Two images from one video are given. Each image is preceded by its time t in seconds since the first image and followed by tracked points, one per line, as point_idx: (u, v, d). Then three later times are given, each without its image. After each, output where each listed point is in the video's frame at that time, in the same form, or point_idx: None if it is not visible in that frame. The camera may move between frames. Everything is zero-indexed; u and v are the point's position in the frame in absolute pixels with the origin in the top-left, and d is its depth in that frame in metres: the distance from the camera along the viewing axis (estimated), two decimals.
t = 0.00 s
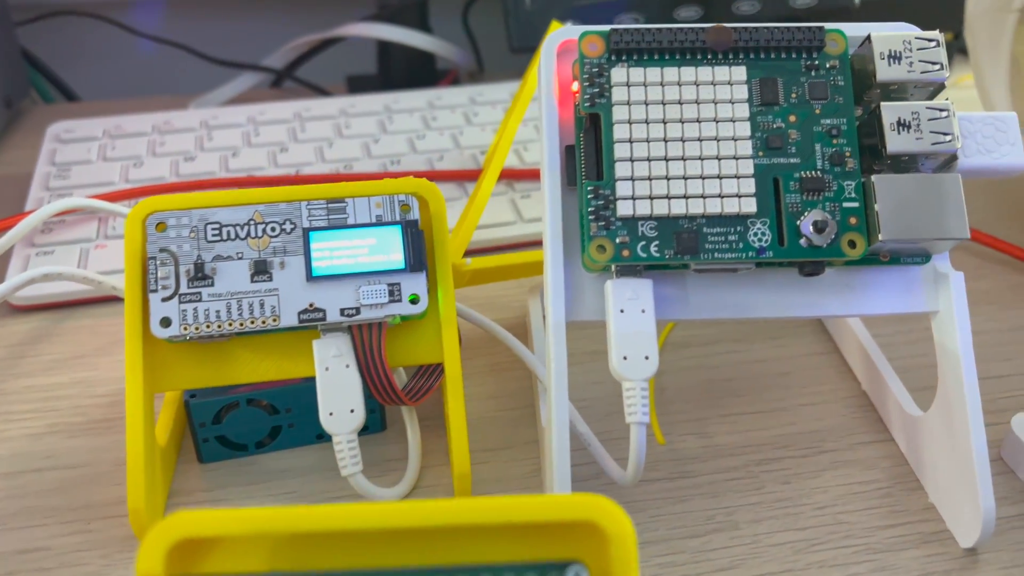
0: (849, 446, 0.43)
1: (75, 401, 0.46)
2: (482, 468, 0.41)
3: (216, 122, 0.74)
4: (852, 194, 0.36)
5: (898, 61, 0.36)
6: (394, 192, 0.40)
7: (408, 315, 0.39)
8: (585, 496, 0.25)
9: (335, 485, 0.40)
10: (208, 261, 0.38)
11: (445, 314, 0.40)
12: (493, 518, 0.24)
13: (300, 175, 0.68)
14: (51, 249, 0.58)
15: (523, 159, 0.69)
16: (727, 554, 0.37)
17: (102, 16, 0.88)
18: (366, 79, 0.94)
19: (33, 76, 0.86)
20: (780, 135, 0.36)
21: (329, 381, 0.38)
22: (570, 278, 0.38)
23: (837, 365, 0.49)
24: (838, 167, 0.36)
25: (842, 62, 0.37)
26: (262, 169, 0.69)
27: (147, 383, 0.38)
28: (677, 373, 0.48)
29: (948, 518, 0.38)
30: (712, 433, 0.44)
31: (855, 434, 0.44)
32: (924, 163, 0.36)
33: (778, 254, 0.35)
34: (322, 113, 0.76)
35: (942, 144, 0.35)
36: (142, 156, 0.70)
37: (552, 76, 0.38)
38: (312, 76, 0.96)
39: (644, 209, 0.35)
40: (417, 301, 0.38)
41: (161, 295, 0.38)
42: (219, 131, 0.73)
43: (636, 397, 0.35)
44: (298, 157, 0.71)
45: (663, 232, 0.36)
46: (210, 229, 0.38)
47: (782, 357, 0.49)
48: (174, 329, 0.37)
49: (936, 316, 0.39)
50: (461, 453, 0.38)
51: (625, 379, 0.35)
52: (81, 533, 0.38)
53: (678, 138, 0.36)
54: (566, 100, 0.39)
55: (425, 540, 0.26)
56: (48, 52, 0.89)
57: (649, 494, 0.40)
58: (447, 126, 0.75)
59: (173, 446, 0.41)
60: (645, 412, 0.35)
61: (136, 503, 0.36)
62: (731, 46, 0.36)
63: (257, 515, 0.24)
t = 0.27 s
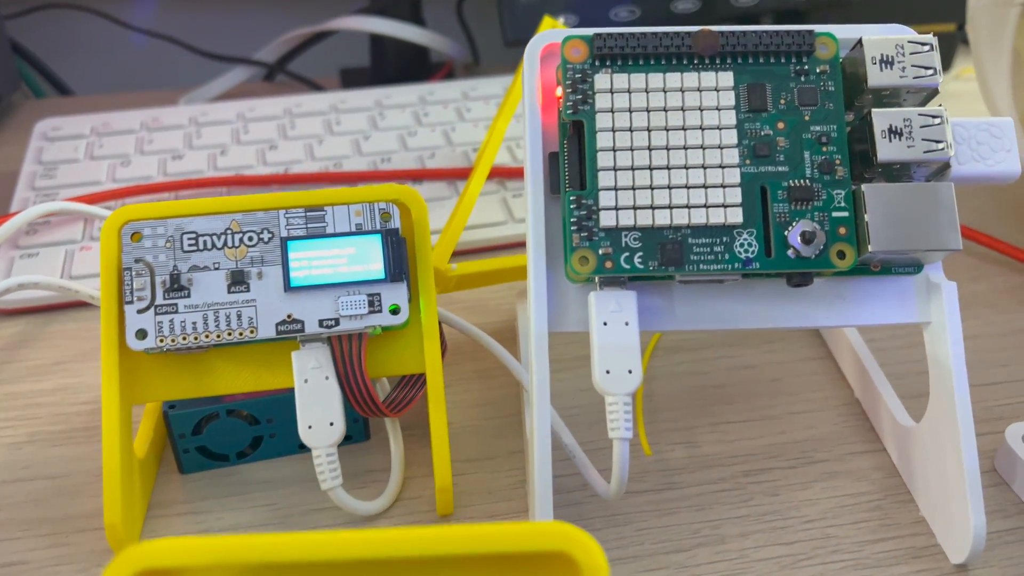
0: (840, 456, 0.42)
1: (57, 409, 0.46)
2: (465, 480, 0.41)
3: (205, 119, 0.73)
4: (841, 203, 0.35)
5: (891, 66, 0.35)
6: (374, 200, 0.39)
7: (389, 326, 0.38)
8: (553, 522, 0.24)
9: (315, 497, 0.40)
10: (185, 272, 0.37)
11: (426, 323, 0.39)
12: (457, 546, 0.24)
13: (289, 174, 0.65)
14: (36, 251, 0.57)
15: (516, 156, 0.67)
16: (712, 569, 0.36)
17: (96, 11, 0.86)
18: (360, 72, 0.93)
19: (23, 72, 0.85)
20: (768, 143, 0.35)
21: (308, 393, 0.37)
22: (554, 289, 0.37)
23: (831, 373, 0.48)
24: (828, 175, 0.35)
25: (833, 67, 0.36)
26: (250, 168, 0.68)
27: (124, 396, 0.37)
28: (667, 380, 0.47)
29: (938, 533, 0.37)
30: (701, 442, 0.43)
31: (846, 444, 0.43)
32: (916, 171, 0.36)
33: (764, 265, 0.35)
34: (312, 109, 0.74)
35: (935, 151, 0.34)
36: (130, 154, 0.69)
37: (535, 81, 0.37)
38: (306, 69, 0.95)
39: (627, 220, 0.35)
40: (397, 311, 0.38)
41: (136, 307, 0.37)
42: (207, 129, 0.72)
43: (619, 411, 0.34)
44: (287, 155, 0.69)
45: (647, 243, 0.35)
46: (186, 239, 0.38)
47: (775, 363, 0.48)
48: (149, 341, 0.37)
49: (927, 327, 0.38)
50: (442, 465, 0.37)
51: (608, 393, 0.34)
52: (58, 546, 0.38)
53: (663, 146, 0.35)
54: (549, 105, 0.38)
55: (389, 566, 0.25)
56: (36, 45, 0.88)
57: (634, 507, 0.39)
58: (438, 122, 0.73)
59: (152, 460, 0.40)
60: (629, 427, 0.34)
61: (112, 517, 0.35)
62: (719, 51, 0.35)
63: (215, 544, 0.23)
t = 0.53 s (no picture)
0: (832, 464, 0.42)
1: (42, 414, 0.46)
2: (452, 487, 0.40)
3: (196, 116, 0.72)
4: (832, 211, 0.35)
5: (884, 70, 0.34)
6: (358, 206, 0.38)
7: (373, 334, 0.38)
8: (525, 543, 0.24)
9: (300, 506, 0.40)
10: (166, 280, 0.37)
11: (412, 331, 0.39)
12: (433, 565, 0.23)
13: (280, 173, 0.64)
14: (23, 252, 0.57)
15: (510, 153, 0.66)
16: None
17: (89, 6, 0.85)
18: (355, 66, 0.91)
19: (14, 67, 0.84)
20: (757, 149, 0.34)
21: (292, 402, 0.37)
22: (541, 298, 0.37)
23: (825, 376, 0.47)
24: (818, 183, 0.35)
25: (824, 71, 0.35)
26: (241, 165, 0.66)
27: (106, 404, 0.37)
28: (658, 384, 0.46)
29: (929, 543, 0.37)
30: (691, 449, 0.42)
31: (838, 450, 0.42)
32: (909, 178, 0.35)
33: (753, 274, 0.34)
34: (304, 105, 0.73)
35: (928, 158, 0.34)
36: (120, 152, 0.68)
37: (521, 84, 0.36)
38: (300, 63, 0.93)
39: (614, 229, 0.34)
40: (381, 319, 0.37)
41: (117, 315, 0.37)
42: (198, 125, 0.71)
43: (605, 422, 0.33)
44: (278, 153, 0.68)
45: (634, 252, 0.34)
46: (167, 246, 0.37)
47: (769, 366, 0.48)
48: (130, 350, 0.36)
49: (919, 335, 0.37)
50: (427, 475, 0.37)
51: (594, 404, 0.34)
52: (43, 556, 0.38)
53: (650, 153, 0.34)
54: (535, 110, 0.37)
55: None
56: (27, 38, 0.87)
57: (622, 516, 0.38)
58: (431, 119, 0.72)
59: (135, 467, 0.40)
60: (614, 438, 0.33)
61: (93, 527, 0.35)
62: (707, 56, 0.35)
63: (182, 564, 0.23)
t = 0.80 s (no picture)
0: (823, 472, 0.41)
1: (27, 419, 0.45)
2: (439, 496, 0.40)
3: (187, 114, 0.70)
4: (822, 220, 0.34)
5: (875, 77, 0.33)
6: (343, 213, 0.38)
7: (359, 343, 0.37)
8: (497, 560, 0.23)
9: (285, 515, 0.39)
10: (148, 288, 0.37)
11: (397, 339, 0.38)
12: None
13: (270, 173, 0.63)
14: (11, 253, 0.56)
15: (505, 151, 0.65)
16: None
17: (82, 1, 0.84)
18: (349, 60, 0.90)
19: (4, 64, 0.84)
20: (747, 157, 0.34)
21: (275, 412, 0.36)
22: (527, 307, 0.36)
23: (819, 381, 0.46)
24: (808, 191, 0.34)
25: (816, 77, 0.35)
26: (231, 164, 0.65)
27: (89, 414, 0.37)
28: (650, 389, 0.46)
29: (920, 555, 0.37)
30: (681, 456, 0.42)
31: (830, 458, 0.42)
32: (902, 186, 0.34)
33: (741, 285, 0.33)
34: (296, 101, 0.72)
35: (920, 166, 0.33)
36: (109, 151, 0.67)
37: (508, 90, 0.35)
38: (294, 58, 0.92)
39: (602, 238, 0.33)
40: (366, 328, 0.37)
41: (99, 324, 0.36)
42: (188, 123, 0.70)
43: (591, 435, 0.33)
44: (269, 152, 0.67)
45: (621, 262, 0.34)
46: (149, 254, 0.37)
47: (762, 371, 0.47)
48: (112, 360, 0.36)
49: (911, 344, 0.36)
50: (412, 486, 0.37)
51: (580, 416, 0.33)
52: (25, 565, 0.38)
53: (637, 162, 0.33)
54: (523, 115, 0.37)
55: None
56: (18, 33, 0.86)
57: (609, 526, 0.38)
58: (424, 116, 0.71)
59: (120, 475, 0.40)
60: (601, 451, 0.33)
61: (76, 540, 0.35)
62: (697, 62, 0.34)
63: None
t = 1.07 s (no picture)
0: (809, 483, 0.41)
1: (19, 426, 0.45)
2: (427, 506, 0.40)
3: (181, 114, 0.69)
4: (808, 237, 0.34)
5: (862, 93, 0.33)
6: (331, 226, 0.38)
7: (347, 355, 0.37)
8: None
9: (274, 525, 0.40)
10: (136, 301, 0.37)
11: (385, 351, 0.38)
12: None
13: (263, 176, 0.63)
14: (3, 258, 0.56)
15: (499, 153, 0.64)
16: None
17: None
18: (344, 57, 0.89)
19: None
20: (733, 173, 0.34)
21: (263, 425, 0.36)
22: (514, 321, 0.36)
23: (807, 389, 0.46)
24: (794, 208, 0.34)
25: (803, 93, 0.35)
26: (225, 167, 0.65)
27: (79, 425, 0.37)
28: (639, 398, 0.46)
29: (904, 568, 0.37)
30: (668, 467, 0.42)
31: (816, 469, 0.42)
32: (888, 203, 0.34)
33: (726, 301, 0.34)
34: (289, 103, 0.71)
35: (906, 184, 0.33)
36: (102, 152, 0.66)
37: (495, 103, 0.35)
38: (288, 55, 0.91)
39: (587, 254, 0.33)
40: (354, 341, 0.37)
41: (87, 337, 0.36)
42: (182, 125, 0.69)
43: (576, 451, 0.33)
44: (262, 154, 0.66)
45: (606, 278, 0.34)
46: (137, 267, 0.37)
47: (751, 379, 0.47)
48: (101, 373, 0.36)
49: (896, 359, 0.36)
50: (399, 498, 0.37)
51: (565, 432, 0.33)
52: None
53: (624, 178, 0.33)
54: (511, 129, 0.36)
55: None
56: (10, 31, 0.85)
57: (595, 538, 0.38)
58: (418, 118, 0.70)
59: (110, 485, 0.40)
60: (586, 466, 0.33)
61: (67, 552, 0.35)
62: (684, 78, 0.34)
63: None
